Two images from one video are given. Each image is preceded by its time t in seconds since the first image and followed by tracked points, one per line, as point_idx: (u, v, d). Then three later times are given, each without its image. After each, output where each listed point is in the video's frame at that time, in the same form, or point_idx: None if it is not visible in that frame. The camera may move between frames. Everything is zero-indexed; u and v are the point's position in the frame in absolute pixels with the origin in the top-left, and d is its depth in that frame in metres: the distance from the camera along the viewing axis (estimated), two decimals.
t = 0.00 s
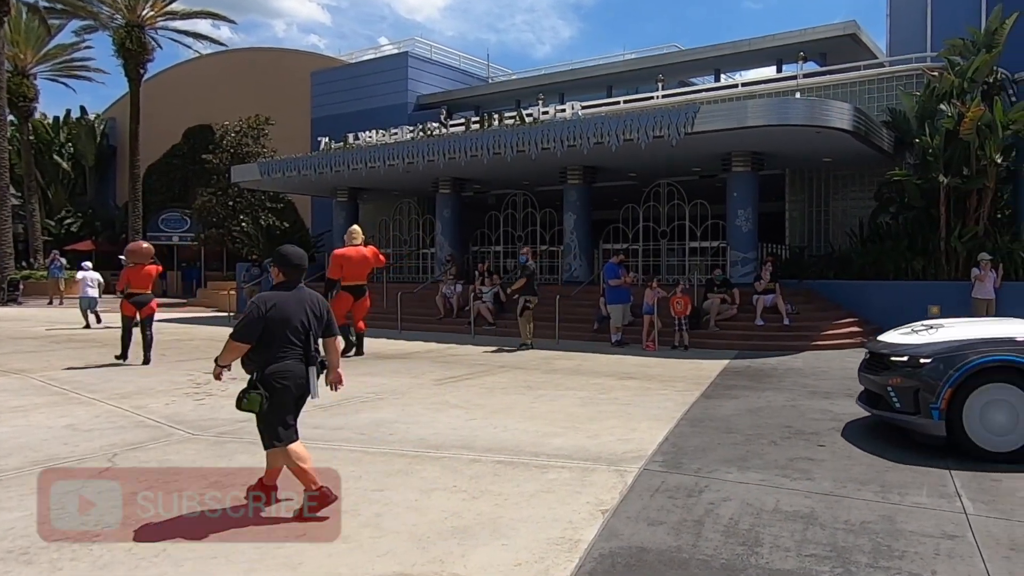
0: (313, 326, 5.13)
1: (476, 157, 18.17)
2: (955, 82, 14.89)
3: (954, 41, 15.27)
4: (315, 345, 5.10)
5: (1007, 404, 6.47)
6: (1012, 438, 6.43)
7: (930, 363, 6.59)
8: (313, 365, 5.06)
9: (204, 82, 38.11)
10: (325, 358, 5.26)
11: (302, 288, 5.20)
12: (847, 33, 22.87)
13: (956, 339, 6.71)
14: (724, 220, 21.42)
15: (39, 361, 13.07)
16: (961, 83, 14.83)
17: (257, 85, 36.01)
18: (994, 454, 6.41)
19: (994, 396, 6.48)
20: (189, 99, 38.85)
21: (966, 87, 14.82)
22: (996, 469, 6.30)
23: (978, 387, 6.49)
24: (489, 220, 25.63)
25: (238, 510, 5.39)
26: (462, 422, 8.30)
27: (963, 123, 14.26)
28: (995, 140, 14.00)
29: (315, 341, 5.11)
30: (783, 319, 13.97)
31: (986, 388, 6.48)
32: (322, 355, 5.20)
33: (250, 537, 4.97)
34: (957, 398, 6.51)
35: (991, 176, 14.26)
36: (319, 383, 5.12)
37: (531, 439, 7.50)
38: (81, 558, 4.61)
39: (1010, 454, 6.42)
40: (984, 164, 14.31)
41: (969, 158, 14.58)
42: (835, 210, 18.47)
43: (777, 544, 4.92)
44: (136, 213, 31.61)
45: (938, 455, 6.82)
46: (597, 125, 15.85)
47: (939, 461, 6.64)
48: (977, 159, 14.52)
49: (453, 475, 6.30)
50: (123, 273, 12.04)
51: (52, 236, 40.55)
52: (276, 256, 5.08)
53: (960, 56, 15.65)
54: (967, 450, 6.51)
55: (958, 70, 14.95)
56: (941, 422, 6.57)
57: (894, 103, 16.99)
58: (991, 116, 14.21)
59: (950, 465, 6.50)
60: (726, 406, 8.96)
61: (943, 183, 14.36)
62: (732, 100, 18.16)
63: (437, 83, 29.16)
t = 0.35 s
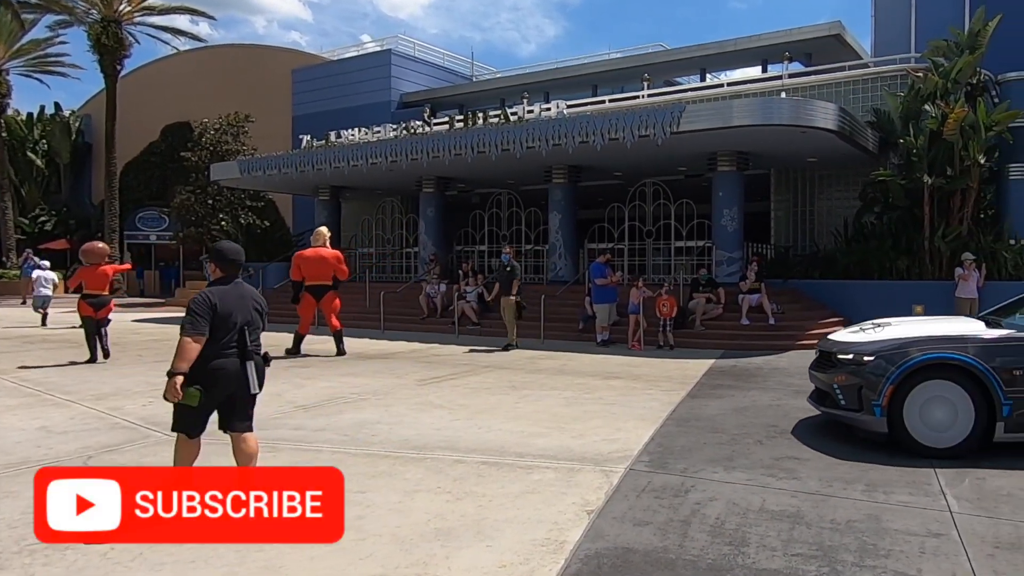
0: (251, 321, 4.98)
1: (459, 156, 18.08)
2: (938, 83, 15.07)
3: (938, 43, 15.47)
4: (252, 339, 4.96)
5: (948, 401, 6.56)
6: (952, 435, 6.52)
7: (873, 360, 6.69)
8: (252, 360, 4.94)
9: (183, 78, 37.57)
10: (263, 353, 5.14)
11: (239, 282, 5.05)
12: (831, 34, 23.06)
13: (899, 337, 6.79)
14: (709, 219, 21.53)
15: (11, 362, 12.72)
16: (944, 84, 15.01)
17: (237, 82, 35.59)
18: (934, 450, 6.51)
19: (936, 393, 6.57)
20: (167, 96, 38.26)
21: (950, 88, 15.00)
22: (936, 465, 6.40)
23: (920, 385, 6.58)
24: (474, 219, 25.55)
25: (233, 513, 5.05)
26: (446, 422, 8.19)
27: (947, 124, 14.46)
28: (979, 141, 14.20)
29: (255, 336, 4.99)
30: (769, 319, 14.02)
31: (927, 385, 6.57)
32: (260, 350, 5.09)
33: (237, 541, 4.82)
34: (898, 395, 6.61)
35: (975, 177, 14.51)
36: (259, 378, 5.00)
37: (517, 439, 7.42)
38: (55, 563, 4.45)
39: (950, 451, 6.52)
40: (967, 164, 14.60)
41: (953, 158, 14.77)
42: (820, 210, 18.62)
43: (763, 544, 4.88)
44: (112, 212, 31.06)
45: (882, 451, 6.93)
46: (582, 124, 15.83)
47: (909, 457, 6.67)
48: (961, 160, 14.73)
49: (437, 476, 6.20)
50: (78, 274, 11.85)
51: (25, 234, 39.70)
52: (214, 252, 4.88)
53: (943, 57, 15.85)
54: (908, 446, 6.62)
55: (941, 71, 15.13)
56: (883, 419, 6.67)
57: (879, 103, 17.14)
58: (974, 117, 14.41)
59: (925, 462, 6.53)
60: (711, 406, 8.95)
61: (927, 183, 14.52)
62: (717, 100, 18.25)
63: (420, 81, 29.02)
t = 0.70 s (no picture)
0: (171, 323, 4.95)
1: (444, 155, 17.96)
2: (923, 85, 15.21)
3: (922, 45, 15.61)
4: (176, 342, 4.96)
5: (890, 400, 6.64)
6: (893, 433, 6.60)
7: (817, 359, 6.77)
8: (173, 362, 4.92)
9: (161, 75, 37.03)
10: (188, 356, 5.11)
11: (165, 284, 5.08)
12: (817, 35, 23.20)
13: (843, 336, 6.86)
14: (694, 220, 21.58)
15: None
16: (929, 86, 15.16)
17: (218, 79, 35.17)
18: (875, 449, 6.59)
19: (878, 392, 6.64)
20: (146, 93, 37.68)
21: (934, 90, 15.16)
22: (880, 463, 6.47)
23: (862, 383, 6.65)
24: (457, 218, 25.44)
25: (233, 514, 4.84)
26: (429, 423, 8.08)
27: (932, 125, 14.64)
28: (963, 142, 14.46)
29: (177, 337, 4.97)
30: (754, 320, 14.07)
31: (869, 384, 6.65)
32: (185, 353, 5.06)
33: (225, 541, 4.74)
34: (842, 394, 6.68)
35: (959, 178, 14.78)
36: (180, 381, 4.97)
37: (501, 440, 7.34)
38: (27, 569, 4.30)
39: (893, 448, 6.59)
40: (952, 165, 14.84)
41: (937, 160, 14.98)
42: (805, 211, 18.75)
43: (750, 544, 4.84)
44: (89, 210, 30.53)
45: (831, 449, 6.99)
46: (568, 124, 15.77)
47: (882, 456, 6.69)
48: (946, 161, 14.94)
49: (420, 478, 6.10)
50: (38, 275, 11.65)
51: None
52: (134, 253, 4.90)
53: (927, 60, 15.98)
54: (852, 445, 6.69)
55: (926, 73, 15.27)
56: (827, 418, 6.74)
57: (863, 105, 17.29)
58: (958, 119, 14.59)
59: (900, 460, 6.55)
60: (697, 406, 8.94)
61: (912, 184, 14.71)
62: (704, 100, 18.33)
63: (404, 79, 28.83)
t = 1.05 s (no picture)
0: (117, 323, 5.08)
1: (431, 154, 17.85)
2: (911, 87, 15.35)
3: (909, 47, 15.74)
4: (121, 342, 5.09)
5: (838, 399, 6.70)
6: (840, 432, 6.65)
7: (767, 357, 6.83)
8: (116, 362, 5.03)
9: (143, 71, 36.55)
10: (134, 357, 5.21)
11: (110, 285, 5.20)
12: (805, 36, 23.30)
13: (794, 336, 6.92)
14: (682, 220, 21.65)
15: None
16: (916, 88, 15.28)
17: (201, 76, 34.77)
18: (822, 448, 6.63)
19: (826, 391, 6.70)
20: (127, 90, 37.17)
21: (921, 92, 15.27)
22: (827, 462, 6.51)
23: (810, 382, 6.72)
24: (445, 218, 25.34)
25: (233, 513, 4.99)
26: (416, 425, 7.99)
27: (919, 127, 14.78)
28: (949, 144, 14.65)
29: (121, 338, 5.10)
30: (742, 319, 14.11)
31: (817, 383, 6.71)
32: (130, 354, 5.17)
33: (225, 538, 4.81)
34: (790, 393, 6.74)
35: (946, 179, 14.89)
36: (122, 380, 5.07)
37: (490, 442, 7.28)
38: None
39: (840, 447, 6.63)
40: (939, 167, 14.96)
41: (924, 162, 15.13)
42: (793, 211, 18.85)
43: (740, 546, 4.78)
44: (68, 208, 30.07)
45: (781, 447, 7.04)
46: (557, 123, 15.73)
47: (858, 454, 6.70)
48: (932, 163, 15.10)
49: (408, 481, 6.01)
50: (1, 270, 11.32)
51: None
52: (79, 255, 5.10)
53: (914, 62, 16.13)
54: (800, 443, 6.73)
55: (914, 75, 15.40)
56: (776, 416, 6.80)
57: (851, 105, 17.41)
58: (945, 121, 14.75)
59: (852, 459, 6.57)
60: (685, 407, 8.93)
61: (899, 185, 14.86)
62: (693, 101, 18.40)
63: (390, 78, 28.67)
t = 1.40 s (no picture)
0: (77, 316, 5.23)
1: (422, 153, 17.78)
2: (903, 88, 15.39)
3: (902, 48, 15.80)
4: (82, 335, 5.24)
5: (791, 398, 6.72)
6: (793, 430, 6.68)
7: (722, 356, 6.85)
8: (81, 354, 5.17)
9: (130, 68, 36.22)
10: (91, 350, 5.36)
11: (64, 278, 5.28)
12: (797, 37, 23.37)
13: (748, 335, 6.95)
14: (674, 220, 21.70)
15: None
16: (908, 89, 15.35)
17: (189, 73, 34.49)
18: (774, 446, 6.67)
19: (779, 389, 6.73)
20: (114, 87, 36.81)
21: (913, 93, 15.33)
22: (780, 460, 6.53)
23: (763, 381, 6.75)
24: (436, 217, 25.28)
25: (233, 512, 4.93)
26: (408, 426, 7.94)
27: (911, 128, 14.87)
28: (941, 145, 14.78)
29: (82, 331, 5.25)
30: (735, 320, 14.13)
31: (770, 382, 6.74)
32: (88, 347, 5.32)
33: (225, 539, 4.76)
34: (744, 392, 6.77)
35: (937, 180, 14.97)
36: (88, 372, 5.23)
37: (483, 442, 7.23)
38: None
39: (793, 446, 6.66)
40: (930, 168, 15.05)
41: (916, 162, 15.19)
42: (785, 212, 18.91)
43: (733, 546, 4.74)
44: (54, 206, 29.75)
45: (737, 446, 7.06)
46: (549, 122, 15.69)
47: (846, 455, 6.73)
48: (924, 164, 15.13)
49: (400, 482, 5.96)
50: None
51: None
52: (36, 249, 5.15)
53: (907, 63, 16.21)
54: (754, 442, 6.75)
55: (906, 77, 15.47)
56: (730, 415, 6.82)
57: (844, 106, 17.49)
58: (937, 122, 14.86)
59: (806, 457, 6.60)
60: (677, 407, 8.91)
61: (892, 186, 14.96)
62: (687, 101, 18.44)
63: (381, 76, 28.56)
